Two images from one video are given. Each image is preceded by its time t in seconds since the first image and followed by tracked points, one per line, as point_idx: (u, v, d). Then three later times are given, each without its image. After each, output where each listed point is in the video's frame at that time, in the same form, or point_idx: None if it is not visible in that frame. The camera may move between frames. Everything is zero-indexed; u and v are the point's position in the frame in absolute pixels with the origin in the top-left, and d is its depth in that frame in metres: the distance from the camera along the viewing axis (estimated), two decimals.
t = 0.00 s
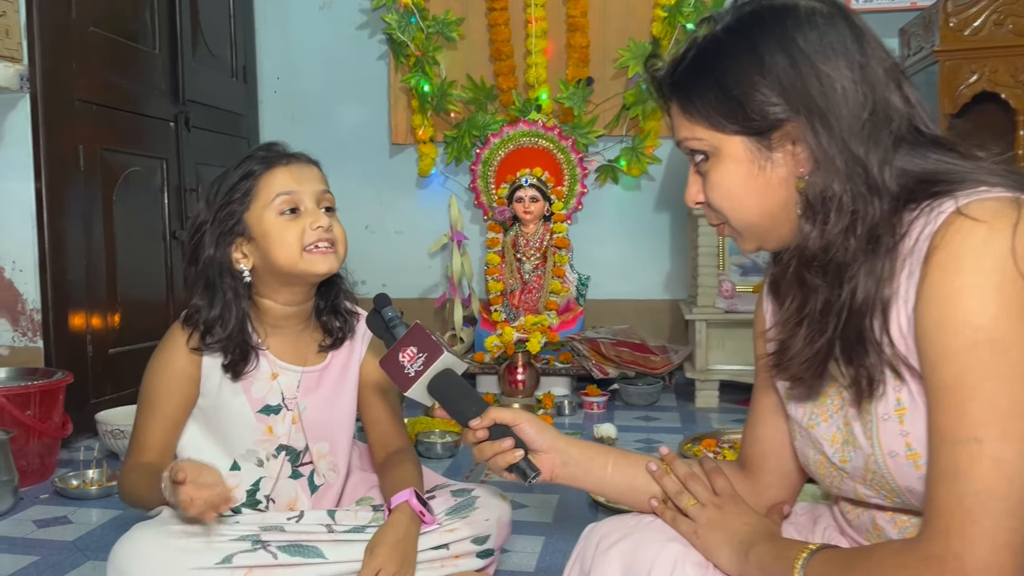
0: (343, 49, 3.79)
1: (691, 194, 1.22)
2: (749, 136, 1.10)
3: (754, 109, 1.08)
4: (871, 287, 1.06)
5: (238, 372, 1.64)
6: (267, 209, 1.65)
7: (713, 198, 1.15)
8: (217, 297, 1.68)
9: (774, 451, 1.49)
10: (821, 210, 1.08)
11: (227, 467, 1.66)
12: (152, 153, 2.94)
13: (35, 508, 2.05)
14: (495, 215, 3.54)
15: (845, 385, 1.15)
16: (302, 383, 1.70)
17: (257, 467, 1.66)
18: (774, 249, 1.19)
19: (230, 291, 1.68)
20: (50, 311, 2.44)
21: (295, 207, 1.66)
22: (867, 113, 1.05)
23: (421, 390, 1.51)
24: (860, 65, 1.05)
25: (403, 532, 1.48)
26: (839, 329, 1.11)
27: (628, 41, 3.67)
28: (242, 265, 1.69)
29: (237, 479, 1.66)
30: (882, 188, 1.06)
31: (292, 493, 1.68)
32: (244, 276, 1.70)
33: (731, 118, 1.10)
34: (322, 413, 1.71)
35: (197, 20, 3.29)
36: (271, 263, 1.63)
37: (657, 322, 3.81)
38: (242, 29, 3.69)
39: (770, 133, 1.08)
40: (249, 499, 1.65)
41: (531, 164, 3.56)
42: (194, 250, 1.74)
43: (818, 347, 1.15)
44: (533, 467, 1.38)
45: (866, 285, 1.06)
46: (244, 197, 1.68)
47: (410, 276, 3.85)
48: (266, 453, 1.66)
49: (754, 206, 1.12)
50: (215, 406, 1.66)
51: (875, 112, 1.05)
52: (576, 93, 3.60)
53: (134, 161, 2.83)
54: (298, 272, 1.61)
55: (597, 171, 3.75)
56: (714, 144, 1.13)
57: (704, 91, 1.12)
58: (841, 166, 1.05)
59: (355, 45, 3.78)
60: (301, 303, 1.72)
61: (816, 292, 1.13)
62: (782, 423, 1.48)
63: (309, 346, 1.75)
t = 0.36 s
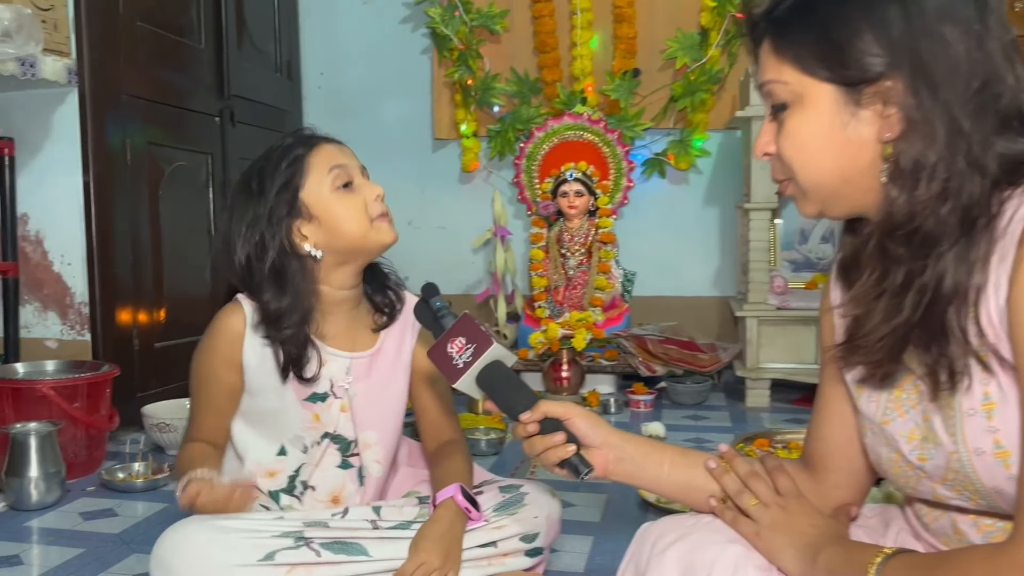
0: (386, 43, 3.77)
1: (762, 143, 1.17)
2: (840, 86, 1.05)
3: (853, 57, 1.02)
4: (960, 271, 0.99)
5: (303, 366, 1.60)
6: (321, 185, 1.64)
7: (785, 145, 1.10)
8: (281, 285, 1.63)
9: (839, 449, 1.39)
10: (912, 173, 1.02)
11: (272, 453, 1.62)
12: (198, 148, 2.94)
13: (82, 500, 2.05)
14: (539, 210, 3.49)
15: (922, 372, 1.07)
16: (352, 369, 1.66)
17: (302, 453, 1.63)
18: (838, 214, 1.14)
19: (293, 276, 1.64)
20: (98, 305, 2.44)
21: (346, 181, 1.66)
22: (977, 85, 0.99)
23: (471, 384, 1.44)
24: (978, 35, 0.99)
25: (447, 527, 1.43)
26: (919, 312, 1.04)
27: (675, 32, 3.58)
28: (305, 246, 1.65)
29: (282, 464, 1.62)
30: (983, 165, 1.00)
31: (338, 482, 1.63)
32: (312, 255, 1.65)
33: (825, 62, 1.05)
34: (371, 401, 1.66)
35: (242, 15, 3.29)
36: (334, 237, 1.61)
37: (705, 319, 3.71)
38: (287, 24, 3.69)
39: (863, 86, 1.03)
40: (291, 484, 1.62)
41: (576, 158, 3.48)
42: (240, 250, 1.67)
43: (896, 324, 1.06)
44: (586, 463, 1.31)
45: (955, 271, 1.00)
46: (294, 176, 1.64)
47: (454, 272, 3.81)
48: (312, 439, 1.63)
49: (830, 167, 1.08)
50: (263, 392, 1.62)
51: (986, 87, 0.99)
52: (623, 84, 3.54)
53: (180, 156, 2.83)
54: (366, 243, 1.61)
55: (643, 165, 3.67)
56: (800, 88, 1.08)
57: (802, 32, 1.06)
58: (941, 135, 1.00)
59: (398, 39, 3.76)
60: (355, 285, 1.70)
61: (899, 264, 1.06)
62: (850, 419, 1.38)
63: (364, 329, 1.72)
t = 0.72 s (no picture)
0: (423, 40, 3.74)
1: (822, 136, 1.11)
2: (904, 70, 1.01)
3: (918, 39, 0.99)
4: None
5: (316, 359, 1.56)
6: (342, 172, 1.62)
7: (848, 138, 1.05)
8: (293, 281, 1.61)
9: (899, 454, 1.30)
10: (995, 162, 0.98)
11: (300, 451, 1.56)
12: (235, 147, 2.93)
13: (119, 498, 2.04)
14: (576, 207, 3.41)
15: (1006, 374, 1.01)
16: (386, 361, 1.61)
17: (333, 449, 1.57)
18: (906, 208, 1.09)
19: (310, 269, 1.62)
20: (136, 303, 2.44)
21: (369, 167, 1.64)
22: None
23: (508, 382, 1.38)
24: None
25: (484, 526, 1.38)
26: (1011, 309, 1.00)
27: (717, 25, 3.50)
28: (332, 239, 1.62)
29: (312, 462, 1.56)
30: None
31: (372, 477, 1.58)
32: (337, 249, 1.62)
33: (886, 46, 1.01)
34: (405, 394, 1.62)
35: (279, 14, 3.29)
36: (359, 222, 1.59)
37: (748, 319, 3.62)
38: (324, 22, 3.69)
39: (931, 69, 1.00)
40: (324, 482, 1.57)
41: (616, 154, 3.42)
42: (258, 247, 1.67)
43: (989, 321, 1.01)
44: (630, 465, 1.27)
45: None
46: (316, 168, 1.63)
47: (490, 271, 3.77)
48: (343, 433, 1.57)
49: (897, 154, 1.03)
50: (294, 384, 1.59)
51: None
52: (663, 79, 3.46)
53: (216, 154, 2.83)
54: (392, 223, 1.57)
55: (684, 161, 3.60)
56: (861, 77, 1.04)
57: (862, 16, 1.02)
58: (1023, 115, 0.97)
59: (435, 36, 3.73)
60: (388, 275, 1.65)
61: (990, 257, 1.02)
62: (911, 417, 1.29)
63: (397, 325, 1.67)
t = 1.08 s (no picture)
0: (454, 38, 3.72)
1: (860, 135, 1.06)
2: (944, 63, 0.97)
3: (960, 29, 0.95)
4: None
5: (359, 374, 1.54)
6: (384, 189, 1.55)
7: (887, 136, 1.01)
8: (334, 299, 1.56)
9: (948, 461, 1.24)
10: None
11: (335, 453, 1.56)
12: (266, 147, 2.93)
13: (150, 498, 2.04)
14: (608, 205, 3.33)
15: None
16: (419, 368, 1.58)
17: (366, 453, 1.56)
18: (953, 207, 1.04)
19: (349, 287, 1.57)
20: (168, 303, 2.45)
21: (412, 181, 1.57)
22: None
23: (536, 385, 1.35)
24: None
25: (518, 532, 1.34)
26: None
27: (753, 20, 3.43)
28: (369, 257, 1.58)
29: (346, 465, 1.56)
30: None
31: (402, 484, 1.57)
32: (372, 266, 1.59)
33: (926, 38, 0.97)
34: (438, 401, 1.59)
35: (311, 14, 3.29)
36: (400, 244, 1.53)
37: (785, 320, 3.54)
38: (355, 21, 3.68)
39: (975, 61, 0.96)
40: (356, 486, 1.56)
41: (649, 152, 3.36)
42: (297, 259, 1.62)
43: None
44: (665, 472, 1.22)
45: None
46: (360, 184, 1.56)
47: (522, 271, 3.73)
48: (376, 439, 1.56)
49: (939, 152, 0.99)
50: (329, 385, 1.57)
51: None
52: (697, 76, 3.40)
53: (248, 155, 2.83)
54: (432, 250, 1.53)
55: (719, 159, 3.53)
56: (901, 71, 1.00)
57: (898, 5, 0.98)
58: None
59: (466, 35, 3.70)
60: (421, 282, 1.62)
61: None
62: (959, 424, 1.23)
63: (429, 329, 1.63)
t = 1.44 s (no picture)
0: (484, 34, 3.69)
1: (924, 101, 0.95)
2: None
3: None
4: None
5: (387, 367, 1.50)
6: (393, 180, 1.53)
7: (983, 82, 0.90)
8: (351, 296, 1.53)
9: (1000, 463, 1.16)
10: None
11: (357, 455, 1.51)
12: (296, 144, 2.93)
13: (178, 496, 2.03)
14: (641, 203, 3.30)
15: None
16: (442, 368, 1.56)
17: (389, 456, 1.52)
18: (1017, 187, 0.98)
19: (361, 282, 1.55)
20: (196, 301, 2.44)
21: (422, 171, 1.54)
22: None
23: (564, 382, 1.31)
24: None
25: (547, 530, 1.30)
26: None
27: (789, 11, 3.35)
28: (383, 249, 1.56)
29: (368, 468, 1.51)
30: None
31: (422, 487, 1.53)
32: (385, 260, 1.57)
33: None
34: (460, 402, 1.56)
35: (340, 12, 3.27)
36: (413, 235, 1.51)
37: (822, 318, 3.45)
38: (384, 18, 3.67)
39: None
40: (378, 490, 1.51)
41: (682, 148, 3.30)
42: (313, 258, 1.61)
43: None
44: (700, 473, 1.17)
45: None
46: (367, 177, 1.55)
47: (552, 269, 3.68)
48: (399, 441, 1.52)
49: None
50: (351, 383, 1.53)
51: None
52: (732, 69, 3.33)
53: (277, 152, 2.82)
54: (447, 235, 1.49)
55: (753, 153, 3.45)
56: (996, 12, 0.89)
57: None
58: None
59: (496, 30, 3.67)
60: (447, 280, 1.58)
61: None
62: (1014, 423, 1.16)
63: (453, 329, 1.61)
